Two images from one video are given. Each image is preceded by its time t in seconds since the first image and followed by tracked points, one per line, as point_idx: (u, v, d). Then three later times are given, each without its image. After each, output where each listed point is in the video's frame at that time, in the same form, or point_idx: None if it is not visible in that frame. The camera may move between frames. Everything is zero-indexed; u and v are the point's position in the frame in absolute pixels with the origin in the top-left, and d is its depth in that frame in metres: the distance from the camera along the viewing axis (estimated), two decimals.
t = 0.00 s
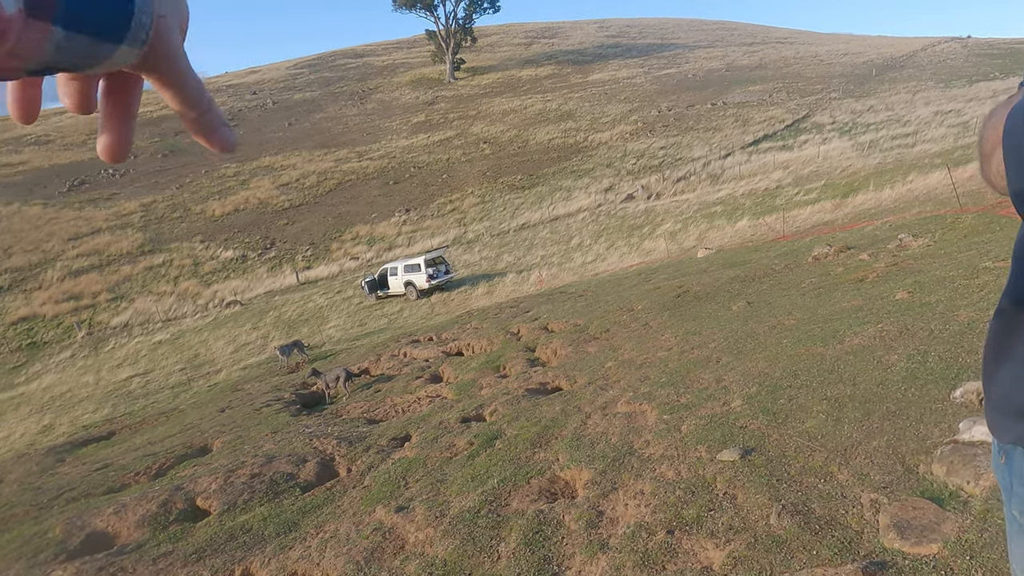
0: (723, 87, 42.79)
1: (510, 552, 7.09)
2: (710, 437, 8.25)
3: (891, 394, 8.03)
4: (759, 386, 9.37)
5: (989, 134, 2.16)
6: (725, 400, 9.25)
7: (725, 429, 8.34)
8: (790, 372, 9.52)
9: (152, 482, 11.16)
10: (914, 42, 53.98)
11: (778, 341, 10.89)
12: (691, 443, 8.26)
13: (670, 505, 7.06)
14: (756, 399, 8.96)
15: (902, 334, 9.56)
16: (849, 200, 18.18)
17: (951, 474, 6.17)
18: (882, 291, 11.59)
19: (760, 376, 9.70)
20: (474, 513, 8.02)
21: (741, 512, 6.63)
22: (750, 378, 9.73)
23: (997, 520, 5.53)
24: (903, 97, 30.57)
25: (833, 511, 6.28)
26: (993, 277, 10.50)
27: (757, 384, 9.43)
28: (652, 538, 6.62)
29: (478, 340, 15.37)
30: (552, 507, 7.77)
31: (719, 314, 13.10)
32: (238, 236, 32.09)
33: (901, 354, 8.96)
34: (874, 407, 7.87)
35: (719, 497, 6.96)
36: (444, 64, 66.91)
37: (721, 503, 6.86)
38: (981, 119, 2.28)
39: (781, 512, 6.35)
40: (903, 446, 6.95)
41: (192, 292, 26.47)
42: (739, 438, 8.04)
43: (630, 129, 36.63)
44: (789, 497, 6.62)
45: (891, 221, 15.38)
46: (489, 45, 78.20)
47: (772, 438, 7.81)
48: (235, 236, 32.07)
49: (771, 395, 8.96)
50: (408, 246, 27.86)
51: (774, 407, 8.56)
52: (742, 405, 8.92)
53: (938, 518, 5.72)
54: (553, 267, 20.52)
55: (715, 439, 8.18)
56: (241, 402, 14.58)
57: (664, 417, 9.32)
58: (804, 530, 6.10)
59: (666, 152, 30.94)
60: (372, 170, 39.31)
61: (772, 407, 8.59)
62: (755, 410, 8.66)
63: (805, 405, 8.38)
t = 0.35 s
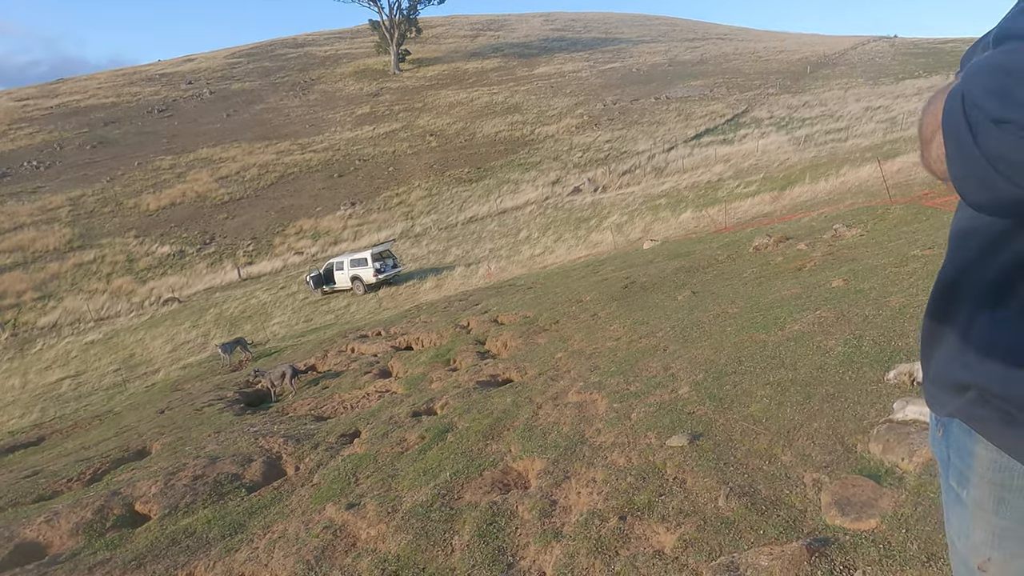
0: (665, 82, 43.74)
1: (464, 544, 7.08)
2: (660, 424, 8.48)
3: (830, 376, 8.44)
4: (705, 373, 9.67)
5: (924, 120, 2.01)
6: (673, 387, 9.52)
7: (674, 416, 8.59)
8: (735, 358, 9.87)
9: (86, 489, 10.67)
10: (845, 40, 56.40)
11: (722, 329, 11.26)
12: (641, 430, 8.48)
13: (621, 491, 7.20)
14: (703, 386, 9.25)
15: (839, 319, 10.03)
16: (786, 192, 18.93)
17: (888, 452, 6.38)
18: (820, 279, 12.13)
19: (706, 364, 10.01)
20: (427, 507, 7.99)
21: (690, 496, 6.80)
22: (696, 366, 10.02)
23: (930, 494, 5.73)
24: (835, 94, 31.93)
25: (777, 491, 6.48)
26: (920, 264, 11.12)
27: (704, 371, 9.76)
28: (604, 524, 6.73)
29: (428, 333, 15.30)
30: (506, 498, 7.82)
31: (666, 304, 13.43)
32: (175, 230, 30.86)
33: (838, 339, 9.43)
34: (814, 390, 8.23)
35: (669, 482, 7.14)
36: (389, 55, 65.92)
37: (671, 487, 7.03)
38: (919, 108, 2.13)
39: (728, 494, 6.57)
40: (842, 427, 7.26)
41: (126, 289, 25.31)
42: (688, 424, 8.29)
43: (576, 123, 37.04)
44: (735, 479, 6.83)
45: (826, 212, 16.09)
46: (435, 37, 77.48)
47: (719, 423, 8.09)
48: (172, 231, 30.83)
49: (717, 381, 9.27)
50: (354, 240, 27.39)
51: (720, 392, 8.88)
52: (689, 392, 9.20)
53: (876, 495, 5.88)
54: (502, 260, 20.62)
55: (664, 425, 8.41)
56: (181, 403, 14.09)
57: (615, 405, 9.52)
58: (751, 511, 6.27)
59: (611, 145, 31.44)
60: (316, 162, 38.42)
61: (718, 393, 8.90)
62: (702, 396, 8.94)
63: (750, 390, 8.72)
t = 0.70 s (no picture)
0: (622, 78, 44.25)
1: (432, 540, 7.08)
2: (624, 416, 8.65)
3: (786, 367, 8.77)
4: (667, 365, 9.90)
5: (886, 119, 2.14)
6: (636, 379, 9.72)
7: (637, 408, 8.77)
8: (695, 351, 10.13)
9: (34, 496, 10.21)
10: (795, 40, 58.04)
11: (682, 322, 11.52)
12: (606, 422, 8.63)
13: (588, 483, 7.32)
14: (665, 378, 9.47)
15: (794, 312, 10.41)
16: (742, 188, 19.45)
17: (842, 439, 6.66)
18: (775, 273, 12.53)
19: (667, 356, 10.24)
20: (394, 504, 7.95)
21: (655, 486, 6.97)
22: (658, 358, 10.24)
23: (883, 477, 6.00)
24: (786, 92, 32.88)
25: (738, 479, 6.71)
26: (868, 258, 11.61)
27: (666, 363, 9.97)
28: (572, 516, 6.83)
29: (389, 330, 15.17)
30: (473, 492, 7.85)
31: (626, 298, 13.64)
32: (121, 226, 29.67)
33: (793, 330, 9.78)
34: (771, 380, 8.52)
35: (634, 473, 7.30)
36: (345, 48, 64.73)
37: (636, 478, 7.19)
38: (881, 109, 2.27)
39: (691, 483, 6.75)
40: (798, 416, 7.53)
41: (70, 287, 24.23)
42: (651, 416, 8.48)
43: (535, 118, 37.15)
44: (698, 468, 7.03)
45: (780, 207, 16.61)
46: (392, 30, 76.40)
47: (681, 414, 8.30)
48: (119, 227, 29.64)
49: (679, 373, 9.50)
50: (311, 236, 26.83)
51: (682, 384, 9.11)
52: (652, 384, 9.40)
53: (833, 480, 6.14)
54: (464, 255, 20.57)
55: (628, 417, 8.59)
56: (133, 405, 13.61)
57: (579, 398, 9.65)
58: (714, 498, 6.46)
59: (570, 140, 31.66)
60: (270, 156, 37.47)
61: (680, 385, 9.12)
62: (665, 388, 9.16)
63: (711, 381, 8.96)
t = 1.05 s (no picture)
0: (610, 82, 44.45)
1: (411, 543, 7.07)
2: (604, 417, 8.69)
3: (765, 367, 8.84)
4: (649, 366, 9.95)
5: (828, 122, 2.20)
6: (618, 381, 9.76)
7: (618, 409, 8.82)
8: (676, 352, 10.20)
9: (12, 501, 10.10)
10: (781, 45, 58.61)
11: (665, 324, 11.58)
12: (587, 424, 8.66)
13: (567, 484, 7.35)
14: (647, 379, 9.52)
15: (774, 313, 10.51)
16: (727, 191, 19.61)
17: (817, 438, 6.73)
18: (757, 275, 12.65)
19: (649, 358, 10.28)
20: (373, 507, 7.93)
21: (633, 486, 7.00)
22: (640, 360, 10.28)
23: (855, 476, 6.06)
24: (771, 96, 33.19)
25: (715, 478, 6.75)
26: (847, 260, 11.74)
27: (648, 364, 10.02)
28: (550, 517, 6.85)
29: (374, 334, 15.14)
30: (453, 494, 7.84)
31: (611, 301, 13.70)
32: (106, 230, 29.41)
33: (773, 331, 9.87)
34: (751, 381, 8.59)
35: (613, 474, 7.32)
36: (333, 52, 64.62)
37: (615, 479, 7.22)
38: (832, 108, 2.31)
39: (669, 483, 6.78)
40: (776, 416, 7.59)
41: (52, 292, 23.98)
42: (632, 417, 8.52)
43: (523, 122, 37.24)
44: (676, 468, 7.07)
45: (764, 210, 16.75)
46: (381, 33, 76.35)
47: (661, 415, 8.35)
48: (103, 230, 29.38)
49: (660, 374, 9.55)
50: (297, 239, 26.73)
51: (662, 385, 9.16)
52: (633, 385, 9.45)
53: (807, 479, 6.21)
54: (451, 258, 20.58)
55: (608, 418, 8.63)
56: (115, 410, 13.49)
57: (561, 400, 9.68)
58: (690, 498, 6.50)
59: (558, 144, 31.76)
60: (257, 159, 37.30)
61: (660, 386, 9.17)
62: (645, 389, 9.21)
63: (690, 382, 9.02)
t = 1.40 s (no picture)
0: (627, 100, 44.64)
1: (427, 560, 7.01)
2: (622, 435, 8.60)
3: (785, 386, 8.71)
4: (666, 384, 9.85)
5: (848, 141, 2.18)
6: (635, 399, 9.67)
7: (636, 427, 8.73)
8: (694, 371, 10.08)
9: (33, 513, 10.21)
10: (798, 63, 58.51)
11: (683, 341, 11.49)
12: (604, 442, 8.58)
13: (584, 503, 7.25)
14: (664, 397, 9.42)
15: (794, 331, 10.39)
16: (745, 209, 19.51)
17: (839, 459, 6.60)
18: (776, 293, 12.51)
19: (667, 376, 10.18)
20: (390, 523, 7.89)
21: (651, 506, 6.89)
22: (658, 378, 10.18)
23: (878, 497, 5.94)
24: (789, 114, 33.10)
25: (735, 499, 6.62)
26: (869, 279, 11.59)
27: (665, 383, 9.92)
28: (567, 536, 6.76)
29: (391, 350, 15.18)
30: (469, 512, 7.79)
31: (628, 318, 13.62)
32: (129, 246, 29.97)
33: (793, 350, 9.74)
34: (771, 400, 8.45)
35: (631, 493, 7.22)
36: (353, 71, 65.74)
37: (633, 498, 7.12)
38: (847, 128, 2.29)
39: (688, 503, 6.66)
40: (796, 435, 7.46)
41: (76, 306, 24.41)
42: (650, 435, 8.42)
43: (539, 139, 37.46)
44: (694, 488, 6.96)
45: (783, 228, 16.61)
46: (400, 53, 77.56)
47: (679, 434, 8.25)
48: (126, 246, 29.93)
49: (678, 393, 9.44)
50: (316, 255, 27.01)
51: (680, 404, 9.05)
52: (650, 403, 9.36)
53: (829, 500, 6.08)
54: (467, 275, 20.65)
55: (625, 436, 8.54)
56: (135, 423, 13.63)
57: (578, 418, 9.60)
58: (709, 519, 6.38)
59: (574, 162, 31.87)
60: (277, 177, 37.87)
61: (679, 405, 9.06)
62: (663, 407, 9.11)
63: (709, 401, 8.90)
